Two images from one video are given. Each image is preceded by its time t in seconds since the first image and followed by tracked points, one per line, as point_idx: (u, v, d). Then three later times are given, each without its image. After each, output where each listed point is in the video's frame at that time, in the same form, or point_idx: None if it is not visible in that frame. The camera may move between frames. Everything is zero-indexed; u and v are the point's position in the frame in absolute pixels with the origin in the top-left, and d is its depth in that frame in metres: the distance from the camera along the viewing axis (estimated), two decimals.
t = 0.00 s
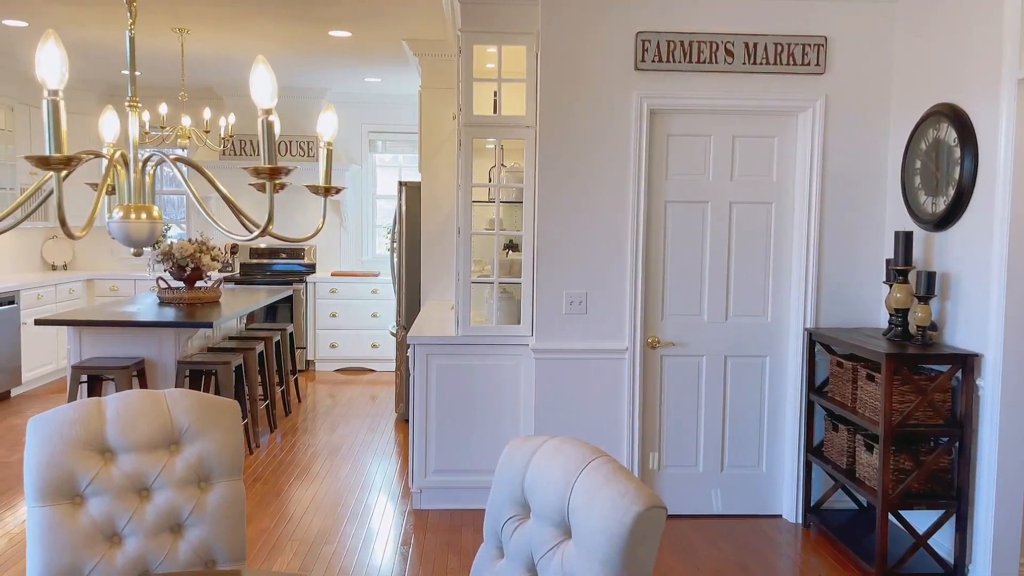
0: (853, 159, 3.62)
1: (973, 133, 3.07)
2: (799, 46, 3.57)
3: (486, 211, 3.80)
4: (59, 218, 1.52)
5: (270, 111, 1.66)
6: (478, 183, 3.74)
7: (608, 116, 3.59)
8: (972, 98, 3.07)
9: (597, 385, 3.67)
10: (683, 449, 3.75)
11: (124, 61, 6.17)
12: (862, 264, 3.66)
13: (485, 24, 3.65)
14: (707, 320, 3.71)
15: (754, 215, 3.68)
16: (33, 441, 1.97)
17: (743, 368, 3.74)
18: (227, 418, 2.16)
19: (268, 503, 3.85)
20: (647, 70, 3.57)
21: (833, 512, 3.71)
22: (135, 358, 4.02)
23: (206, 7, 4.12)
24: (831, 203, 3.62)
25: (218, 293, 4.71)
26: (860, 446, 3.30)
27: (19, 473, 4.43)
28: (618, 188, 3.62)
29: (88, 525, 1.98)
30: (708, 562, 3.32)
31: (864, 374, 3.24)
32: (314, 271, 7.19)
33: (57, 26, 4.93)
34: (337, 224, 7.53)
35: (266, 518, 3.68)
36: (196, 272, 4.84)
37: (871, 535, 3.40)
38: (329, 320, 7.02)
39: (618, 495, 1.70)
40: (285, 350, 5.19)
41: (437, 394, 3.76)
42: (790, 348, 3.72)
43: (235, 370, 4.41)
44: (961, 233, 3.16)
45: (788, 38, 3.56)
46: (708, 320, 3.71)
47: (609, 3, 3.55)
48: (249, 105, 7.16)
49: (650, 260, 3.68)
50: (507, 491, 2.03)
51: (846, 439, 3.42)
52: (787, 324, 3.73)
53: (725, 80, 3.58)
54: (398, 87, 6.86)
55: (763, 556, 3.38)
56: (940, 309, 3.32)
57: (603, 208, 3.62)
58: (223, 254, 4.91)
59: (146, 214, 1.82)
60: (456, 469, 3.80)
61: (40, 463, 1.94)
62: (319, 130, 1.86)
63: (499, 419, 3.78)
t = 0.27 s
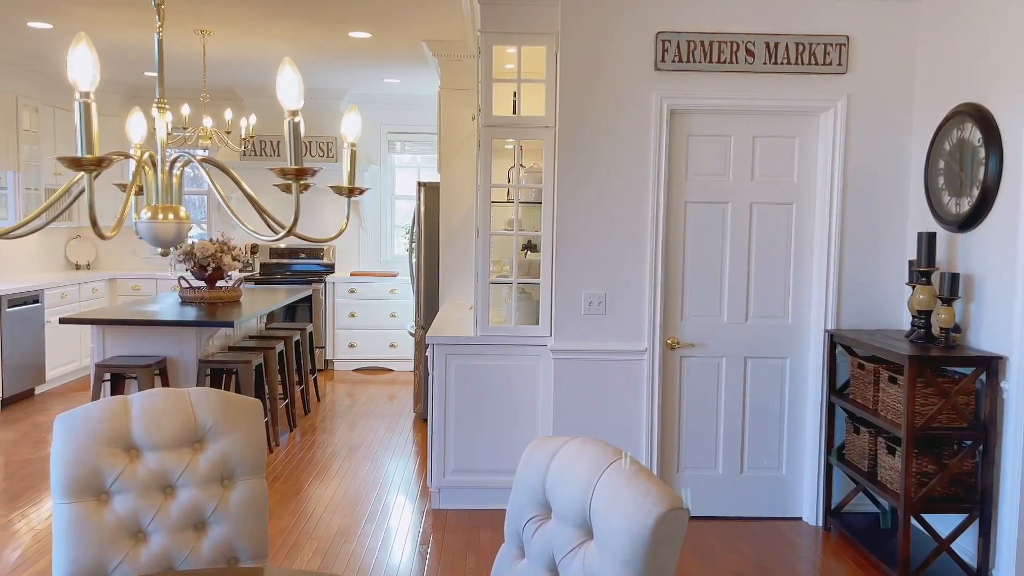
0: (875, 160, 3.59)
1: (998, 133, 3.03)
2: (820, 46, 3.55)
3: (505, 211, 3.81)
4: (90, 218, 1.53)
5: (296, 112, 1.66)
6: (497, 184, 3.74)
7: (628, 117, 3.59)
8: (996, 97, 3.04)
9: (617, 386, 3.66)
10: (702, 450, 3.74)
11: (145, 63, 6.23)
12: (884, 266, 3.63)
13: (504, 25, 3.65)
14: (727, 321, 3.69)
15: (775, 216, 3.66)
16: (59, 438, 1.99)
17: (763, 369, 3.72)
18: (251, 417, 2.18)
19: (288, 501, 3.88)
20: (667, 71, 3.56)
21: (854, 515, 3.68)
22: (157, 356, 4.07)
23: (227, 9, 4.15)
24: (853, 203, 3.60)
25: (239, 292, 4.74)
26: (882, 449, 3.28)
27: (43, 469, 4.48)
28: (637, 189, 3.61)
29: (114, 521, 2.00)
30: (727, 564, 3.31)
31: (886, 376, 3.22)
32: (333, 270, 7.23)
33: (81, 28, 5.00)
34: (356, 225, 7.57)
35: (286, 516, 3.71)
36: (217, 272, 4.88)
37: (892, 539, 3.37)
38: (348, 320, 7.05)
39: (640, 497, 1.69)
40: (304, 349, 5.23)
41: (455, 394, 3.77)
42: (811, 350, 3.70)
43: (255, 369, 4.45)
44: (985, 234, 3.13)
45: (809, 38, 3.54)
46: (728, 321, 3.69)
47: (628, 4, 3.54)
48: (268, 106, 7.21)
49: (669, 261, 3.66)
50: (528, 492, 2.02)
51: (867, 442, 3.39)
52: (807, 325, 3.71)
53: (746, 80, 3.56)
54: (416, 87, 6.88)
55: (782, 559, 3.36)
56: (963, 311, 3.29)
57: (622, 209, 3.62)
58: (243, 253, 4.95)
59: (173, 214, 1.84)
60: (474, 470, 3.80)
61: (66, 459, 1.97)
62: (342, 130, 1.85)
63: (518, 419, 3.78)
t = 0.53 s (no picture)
0: (897, 160, 3.57)
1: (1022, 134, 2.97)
2: (842, 46, 3.52)
3: (524, 212, 3.81)
4: (120, 218, 1.54)
5: (322, 113, 1.66)
6: (516, 184, 3.74)
7: (648, 117, 3.58)
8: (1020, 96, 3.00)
9: (635, 387, 3.65)
10: (721, 451, 3.73)
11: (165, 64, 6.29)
12: (906, 267, 3.60)
13: (524, 25, 3.66)
14: (747, 322, 3.67)
15: (795, 216, 3.64)
16: (84, 435, 2.01)
17: (783, 371, 3.70)
18: (275, 415, 2.19)
19: (306, 500, 3.90)
20: (687, 70, 3.54)
21: (875, 518, 3.65)
22: (178, 355, 4.10)
23: (248, 10, 4.18)
24: (874, 204, 3.57)
25: (258, 291, 4.78)
26: (903, 451, 3.25)
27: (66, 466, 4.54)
28: (656, 189, 3.60)
29: (138, 518, 2.02)
30: (746, 566, 3.29)
31: (908, 378, 3.20)
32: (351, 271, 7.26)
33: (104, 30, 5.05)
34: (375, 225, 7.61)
35: (305, 515, 3.73)
36: (236, 271, 4.92)
37: (914, 543, 3.34)
38: (366, 320, 7.08)
39: (662, 498, 1.69)
40: (323, 349, 5.26)
41: (474, 394, 3.78)
42: (832, 351, 3.68)
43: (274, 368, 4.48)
44: (1009, 235, 3.09)
45: (831, 37, 3.52)
46: (748, 322, 3.67)
47: (648, 3, 3.53)
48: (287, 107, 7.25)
49: (689, 262, 3.65)
50: (549, 492, 2.02)
51: (889, 445, 3.37)
52: (828, 327, 3.68)
53: (766, 80, 3.54)
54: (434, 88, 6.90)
55: (802, 562, 3.34)
56: (987, 313, 3.25)
57: (641, 209, 3.61)
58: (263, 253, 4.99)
59: (199, 214, 1.85)
60: (492, 470, 3.81)
61: (91, 457, 1.99)
62: (366, 131, 1.84)
63: (536, 420, 3.78)
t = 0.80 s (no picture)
0: (918, 160, 3.54)
1: None
2: (863, 45, 3.50)
3: (542, 212, 3.81)
4: (148, 218, 1.55)
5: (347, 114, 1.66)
6: (534, 184, 3.75)
7: (667, 117, 3.57)
8: None
9: (654, 387, 3.65)
10: (740, 453, 3.71)
11: (184, 65, 6.34)
12: (928, 268, 3.57)
13: (542, 25, 3.66)
14: (766, 323, 3.65)
15: (815, 216, 3.62)
16: (109, 433, 2.03)
17: (803, 372, 3.68)
18: (296, 414, 2.21)
19: (324, 499, 3.92)
20: (706, 70, 3.53)
21: (895, 521, 3.62)
22: (198, 354, 4.13)
23: (268, 11, 4.21)
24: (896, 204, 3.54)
25: (277, 291, 4.81)
26: (925, 454, 3.22)
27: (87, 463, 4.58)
28: (675, 189, 3.59)
29: (161, 515, 2.04)
30: (765, 568, 3.28)
31: (930, 380, 3.16)
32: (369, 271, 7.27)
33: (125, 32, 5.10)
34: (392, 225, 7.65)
35: (323, 514, 3.75)
36: (256, 271, 4.96)
37: (935, 547, 3.31)
38: (383, 319, 7.11)
39: (683, 499, 1.68)
40: (341, 348, 5.28)
41: (491, 394, 3.78)
42: (852, 353, 3.65)
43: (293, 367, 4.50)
44: None
45: (852, 37, 3.50)
46: (767, 323, 3.65)
47: (667, 3, 3.52)
48: (304, 107, 7.30)
49: (707, 262, 3.64)
50: (568, 492, 2.02)
51: (910, 447, 3.34)
52: (848, 328, 3.66)
53: (786, 80, 3.53)
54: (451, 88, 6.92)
55: (821, 564, 3.32)
56: (1011, 314, 3.22)
57: (660, 210, 3.60)
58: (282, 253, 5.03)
59: (224, 214, 1.86)
60: (510, 470, 3.81)
61: (115, 454, 2.00)
62: (389, 132, 1.82)
63: (554, 420, 3.78)
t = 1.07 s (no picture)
0: (940, 159, 3.50)
1: None
2: (884, 44, 3.47)
3: (559, 212, 3.80)
4: (174, 218, 1.56)
5: (369, 114, 1.66)
6: (551, 184, 3.74)
7: (685, 117, 3.56)
8: None
9: (671, 388, 3.64)
10: (758, 454, 3.69)
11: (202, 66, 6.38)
12: (949, 269, 3.54)
13: (560, 25, 3.65)
14: (785, 324, 3.63)
15: (835, 217, 3.59)
16: (133, 430, 2.05)
17: (822, 373, 3.66)
18: (317, 413, 2.22)
19: (341, 498, 3.93)
20: (725, 70, 3.52)
21: (915, 524, 3.59)
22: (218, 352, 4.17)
23: (286, 12, 4.23)
24: (917, 204, 3.51)
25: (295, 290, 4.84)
26: (946, 456, 3.19)
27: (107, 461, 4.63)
28: (693, 189, 3.58)
29: (183, 512, 2.05)
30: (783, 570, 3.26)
31: (951, 382, 3.13)
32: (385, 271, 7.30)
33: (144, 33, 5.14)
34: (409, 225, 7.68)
35: (340, 512, 3.76)
36: (274, 270, 4.99)
37: (956, 550, 3.28)
38: (399, 319, 7.14)
39: (705, 500, 1.68)
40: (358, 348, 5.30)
41: (508, 394, 3.78)
42: (871, 354, 3.62)
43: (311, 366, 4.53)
44: None
45: (872, 36, 3.47)
46: (785, 323, 3.63)
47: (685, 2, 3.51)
48: (321, 108, 7.33)
49: (726, 262, 3.62)
50: (586, 492, 2.02)
51: (931, 449, 3.31)
52: (868, 329, 3.63)
53: (806, 79, 3.51)
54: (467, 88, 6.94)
55: (840, 566, 3.30)
56: None
57: (678, 209, 3.59)
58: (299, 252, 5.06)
59: (247, 214, 1.87)
60: (527, 469, 3.81)
61: (139, 452, 2.02)
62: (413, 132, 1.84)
63: (571, 420, 3.78)
